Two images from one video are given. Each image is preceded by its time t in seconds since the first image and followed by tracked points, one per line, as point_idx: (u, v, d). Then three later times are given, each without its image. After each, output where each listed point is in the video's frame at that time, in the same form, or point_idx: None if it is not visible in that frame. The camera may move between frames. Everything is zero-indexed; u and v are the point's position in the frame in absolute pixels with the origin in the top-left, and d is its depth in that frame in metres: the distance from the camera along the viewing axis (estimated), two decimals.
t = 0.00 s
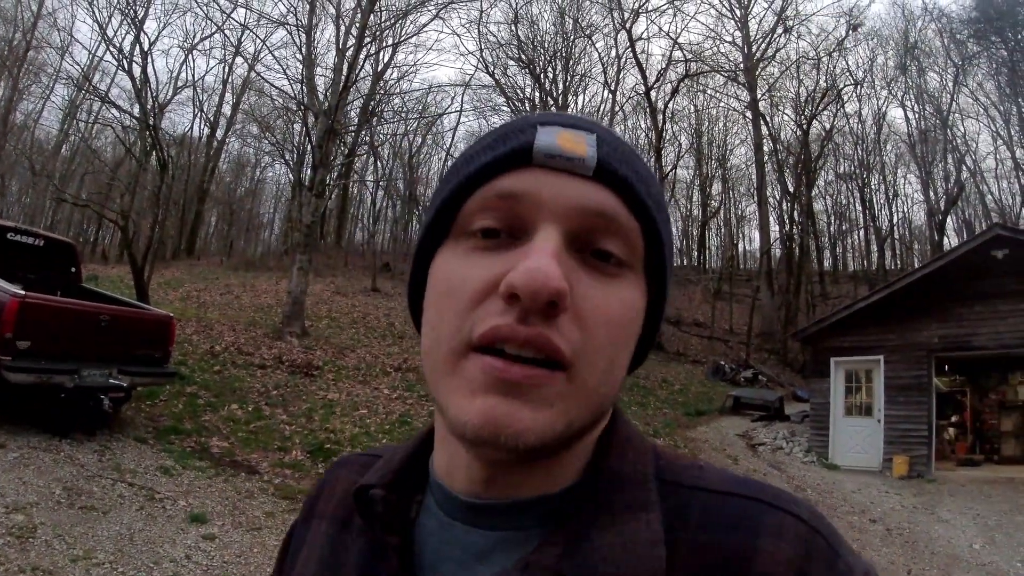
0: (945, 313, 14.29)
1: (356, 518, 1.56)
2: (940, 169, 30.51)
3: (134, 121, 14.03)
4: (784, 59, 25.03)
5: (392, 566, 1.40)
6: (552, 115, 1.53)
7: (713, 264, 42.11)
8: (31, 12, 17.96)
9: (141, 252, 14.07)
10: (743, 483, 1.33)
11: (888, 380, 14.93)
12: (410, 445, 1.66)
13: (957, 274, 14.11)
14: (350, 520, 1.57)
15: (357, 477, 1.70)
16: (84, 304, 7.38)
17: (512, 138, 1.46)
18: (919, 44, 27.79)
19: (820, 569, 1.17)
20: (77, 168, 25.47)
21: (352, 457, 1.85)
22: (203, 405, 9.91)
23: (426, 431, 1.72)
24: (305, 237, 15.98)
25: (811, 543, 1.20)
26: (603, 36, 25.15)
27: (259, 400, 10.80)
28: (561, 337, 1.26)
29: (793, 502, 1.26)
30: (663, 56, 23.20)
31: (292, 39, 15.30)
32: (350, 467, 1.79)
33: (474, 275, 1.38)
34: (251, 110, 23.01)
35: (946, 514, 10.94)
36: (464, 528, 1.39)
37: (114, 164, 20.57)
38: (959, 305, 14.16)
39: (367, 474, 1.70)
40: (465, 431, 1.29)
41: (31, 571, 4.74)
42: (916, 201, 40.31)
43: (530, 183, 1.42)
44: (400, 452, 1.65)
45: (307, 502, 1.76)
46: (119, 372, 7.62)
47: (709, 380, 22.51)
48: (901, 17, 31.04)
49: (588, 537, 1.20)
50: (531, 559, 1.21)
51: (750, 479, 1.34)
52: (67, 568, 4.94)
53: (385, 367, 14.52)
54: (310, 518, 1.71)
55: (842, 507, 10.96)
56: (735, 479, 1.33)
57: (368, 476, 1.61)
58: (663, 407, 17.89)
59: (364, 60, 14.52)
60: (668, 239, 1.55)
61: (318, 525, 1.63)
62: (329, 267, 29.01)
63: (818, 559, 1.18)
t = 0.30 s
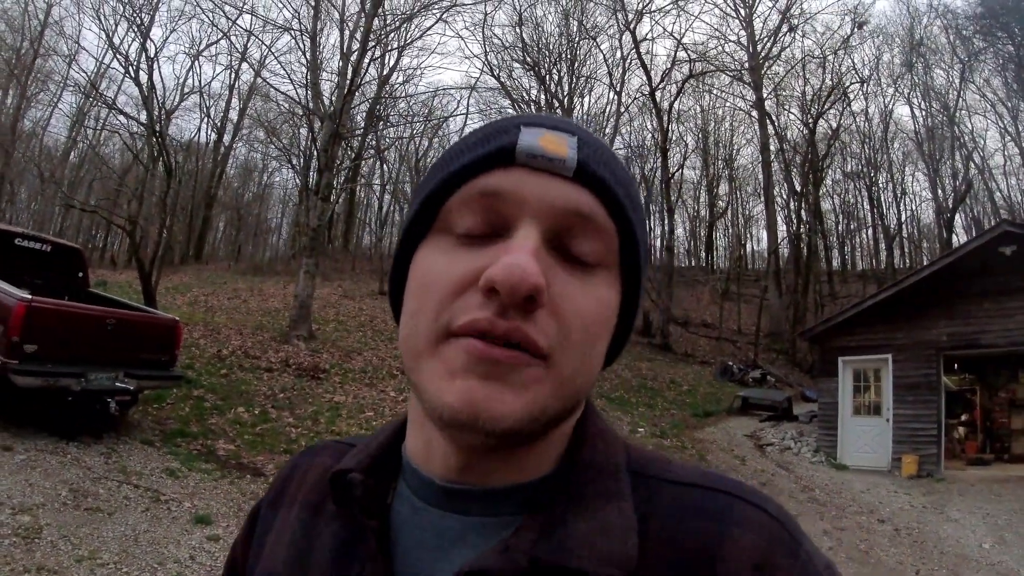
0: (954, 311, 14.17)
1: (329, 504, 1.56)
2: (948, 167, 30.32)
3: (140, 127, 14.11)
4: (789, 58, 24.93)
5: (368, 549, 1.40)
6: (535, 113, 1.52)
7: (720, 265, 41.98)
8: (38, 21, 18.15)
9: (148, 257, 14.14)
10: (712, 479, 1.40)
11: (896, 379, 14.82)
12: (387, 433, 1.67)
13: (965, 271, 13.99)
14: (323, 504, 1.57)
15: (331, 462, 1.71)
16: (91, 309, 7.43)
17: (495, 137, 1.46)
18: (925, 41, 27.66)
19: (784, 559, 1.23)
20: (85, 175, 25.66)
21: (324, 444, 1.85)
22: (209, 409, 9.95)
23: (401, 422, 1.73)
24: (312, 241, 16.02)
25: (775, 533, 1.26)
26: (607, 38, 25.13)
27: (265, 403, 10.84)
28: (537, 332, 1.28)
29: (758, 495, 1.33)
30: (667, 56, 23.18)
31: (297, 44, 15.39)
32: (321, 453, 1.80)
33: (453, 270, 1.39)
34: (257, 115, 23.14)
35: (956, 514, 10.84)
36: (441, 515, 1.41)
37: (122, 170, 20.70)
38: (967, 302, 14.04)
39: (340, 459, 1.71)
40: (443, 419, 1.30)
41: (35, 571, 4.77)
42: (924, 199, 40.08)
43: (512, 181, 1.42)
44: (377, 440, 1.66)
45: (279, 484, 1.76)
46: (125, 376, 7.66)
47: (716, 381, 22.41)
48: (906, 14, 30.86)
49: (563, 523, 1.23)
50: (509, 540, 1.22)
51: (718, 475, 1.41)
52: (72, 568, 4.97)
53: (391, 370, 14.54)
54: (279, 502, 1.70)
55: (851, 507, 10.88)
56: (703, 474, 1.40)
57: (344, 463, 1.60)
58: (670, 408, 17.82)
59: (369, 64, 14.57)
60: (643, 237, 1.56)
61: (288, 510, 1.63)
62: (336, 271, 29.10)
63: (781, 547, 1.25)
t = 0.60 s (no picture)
0: (968, 311, 14.02)
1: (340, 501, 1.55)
2: (961, 165, 30.03)
3: (153, 136, 14.24)
4: (799, 58, 24.82)
5: (380, 548, 1.41)
6: (473, 119, 1.58)
7: (733, 267, 41.75)
8: (53, 33, 18.42)
9: (162, 265, 14.26)
10: (711, 478, 1.43)
11: (911, 380, 14.67)
12: (396, 435, 1.67)
13: (979, 270, 13.85)
14: (332, 503, 1.56)
15: (339, 461, 1.70)
16: (104, 315, 7.52)
17: (438, 153, 1.53)
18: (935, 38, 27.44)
19: (784, 556, 1.26)
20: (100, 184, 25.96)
21: (330, 443, 1.85)
22: (222, 414, 10.02)
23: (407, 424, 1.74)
24: (323, 247, 16.12)
25: (774, 531, 1.29)
26: (616, 41, 25.10)
27: (277, 408, 10.90)
28: (504, 330, 1.32)
29: (758, 495, 1.36)
30: (676, 59, 23.14)
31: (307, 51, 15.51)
32: (326, 451, 1.80)
33: (421, 282, 1.46)
34: (269, 123, 23.33)
35: (973, 516, 10.70)
36: (455, 514, 1.43)
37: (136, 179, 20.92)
38: (981, 302, 13.90)
39: (350, 458, 1.71)
40: (429, 421, 1.35)
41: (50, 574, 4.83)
42: (938, 198, 39.67)
43: (465, 190, 1.49)
44: (387, 442, 1.67)
45: (283, 477, 1.74)
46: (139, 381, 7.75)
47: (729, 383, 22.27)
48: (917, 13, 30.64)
49: (567, 518, 1.25)
50: (515, 538, 1.24)
51: (720, 475, 1.44)
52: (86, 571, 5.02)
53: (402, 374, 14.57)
54: (286, 497, 1.68)
55: (866, 510, 10.76)
56: (701, 474, 1.43)
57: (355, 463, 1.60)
58: (683, 411, 17.71)
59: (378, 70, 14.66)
60: (611, 218, 1.60)
61: (297, 505, 1.61)
62: (348, 276, 29.22)
63: (781, 544, 1.27)
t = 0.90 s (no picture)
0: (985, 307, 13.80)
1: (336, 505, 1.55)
2: (977, 160, 29.66)
3: (166, 143, 14.39)
4: (810, 54, 24.63)
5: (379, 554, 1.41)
6: (486, 117, 1.60)
7: (747, 266, 41.44)
8: (67, 43, 18.67)
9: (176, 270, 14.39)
10: (707, 484, 1.45)
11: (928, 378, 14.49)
12: (393, 438, 1.68)
13: (997, 266, 13.64)
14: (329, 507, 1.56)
15: (336, 464, 1.70)
16: (117, 321, 7.47)
17: (450, 149, 1.54)
18: (948, 31, 27.13)
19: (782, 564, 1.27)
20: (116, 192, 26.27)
21: (324, 446, 1.85)
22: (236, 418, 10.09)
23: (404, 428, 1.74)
24: (336, 251, 16.19)
25: (771, 538, 1.31)
26: (626, 41, 25.04)
27: (291, 412, 10.96)
28: (509, 334, 1.32)
29: (755, 501, 1.38)
30: (686, 57, 23.04)
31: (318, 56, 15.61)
32: (321, 455, 1.81)
33: (426, 281, 1.45)
34: (281, 128, 23.53)
35: (993, 515, 10.53)
36: (451, 517, 1.43)
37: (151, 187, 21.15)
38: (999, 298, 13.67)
39: (346, 462, 1.71)
40: (428, 422, 1.33)
41: None
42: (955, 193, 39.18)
43: (475, 188, 1.49)
44: (384, 445, 1.66)
45: (276, 481, 1.73)
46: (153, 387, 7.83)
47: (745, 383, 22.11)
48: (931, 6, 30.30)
49: (566, 526, 1.26)
50: (513, 545, 1.24)
51: (717, 481, 1.46)
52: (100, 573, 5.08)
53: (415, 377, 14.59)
54: (280, 497, 1.67)
55: (884, 510, 10.63)
56: (697, 480, 1.45)
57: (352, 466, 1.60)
58: (698, 412, 17.59)
59: (387, 74, 14.72)
60: (618, 228, 1.64)
61: (292, 507, 1.60)
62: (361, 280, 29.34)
63: (780, 550, 1.29)
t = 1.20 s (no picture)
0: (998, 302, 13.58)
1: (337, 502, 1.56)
2: (990, 153, 29.38)
3: (176, 148, 14.51)
4: (819, 49, 24.44)
5: (378, 550, 1.42)
6: (493, 107, 1.60)
7: (760, 263, 41.19)
8: (78, 51, 18.86)
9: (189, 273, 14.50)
10: (709, 479, 1.45)
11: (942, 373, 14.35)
12: (394, 432, 1.68)
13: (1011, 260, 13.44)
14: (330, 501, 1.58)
15: (337, 459, 1.72)
16: (130, 324, 7.51)
17: (456, 139, 1.54)
18: (959, 23, 26.83)
19: (784, 560, 1.27)
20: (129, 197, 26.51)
21: (325, 441, 1.87)
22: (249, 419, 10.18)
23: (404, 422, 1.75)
24: (347, 253, 16.26)
25: (775, 534, 1.30)
26: (634, 38, 24.95)
27: (303, 413, 11.03)
28: (513, 329, 1.33)
29: (758, 497, 1.38)
30: (694, 54, 22.93)
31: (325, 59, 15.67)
32: (321, 449, 1.82)
33: (429, 273, 1.46)
34: (290, 132, 23.67)
35: (1009, 511, 10.42)
36: (451, 512, 1.44)
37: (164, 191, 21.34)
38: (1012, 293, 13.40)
39: (346, 457, 1.72)
40: (430, 416, 1.33)
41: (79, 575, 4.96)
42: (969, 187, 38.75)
43: (480, 180, 1.50)
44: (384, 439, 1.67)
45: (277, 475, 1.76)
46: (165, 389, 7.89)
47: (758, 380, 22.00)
48: None
49: (567, 523, 1.26)
50: (513, 542, 1.24)
51: (719, 476, 1.46)
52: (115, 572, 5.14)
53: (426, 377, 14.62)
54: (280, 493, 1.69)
55: (898, 507, 10.54)
56: (698, 475, 1.45)
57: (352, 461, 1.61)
58: (711, 410, 17.51)
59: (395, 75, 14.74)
60: (625, 220, 1.64)
61: (292, 501, 1.62)
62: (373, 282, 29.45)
63: (780, 546, 1.29)
